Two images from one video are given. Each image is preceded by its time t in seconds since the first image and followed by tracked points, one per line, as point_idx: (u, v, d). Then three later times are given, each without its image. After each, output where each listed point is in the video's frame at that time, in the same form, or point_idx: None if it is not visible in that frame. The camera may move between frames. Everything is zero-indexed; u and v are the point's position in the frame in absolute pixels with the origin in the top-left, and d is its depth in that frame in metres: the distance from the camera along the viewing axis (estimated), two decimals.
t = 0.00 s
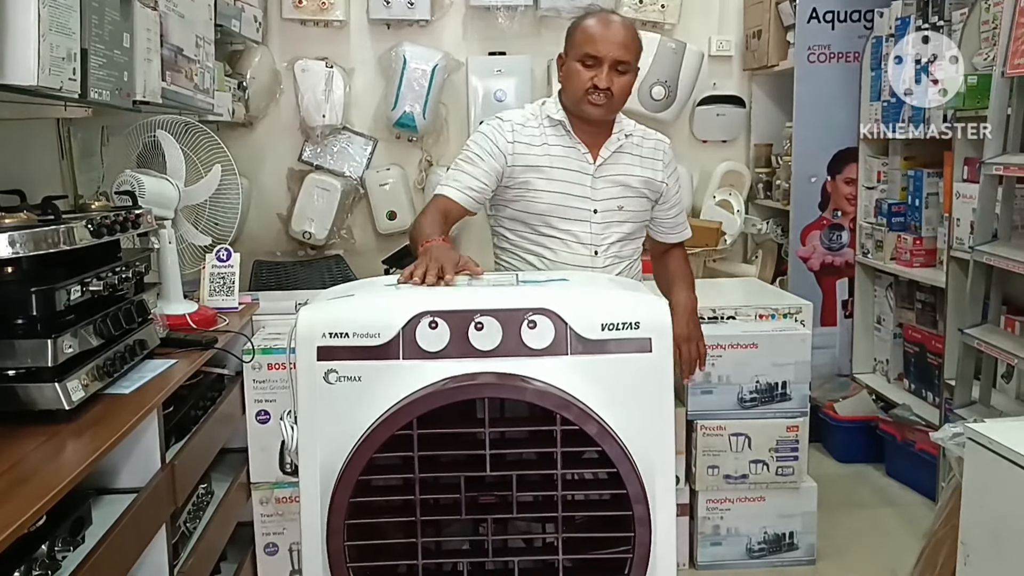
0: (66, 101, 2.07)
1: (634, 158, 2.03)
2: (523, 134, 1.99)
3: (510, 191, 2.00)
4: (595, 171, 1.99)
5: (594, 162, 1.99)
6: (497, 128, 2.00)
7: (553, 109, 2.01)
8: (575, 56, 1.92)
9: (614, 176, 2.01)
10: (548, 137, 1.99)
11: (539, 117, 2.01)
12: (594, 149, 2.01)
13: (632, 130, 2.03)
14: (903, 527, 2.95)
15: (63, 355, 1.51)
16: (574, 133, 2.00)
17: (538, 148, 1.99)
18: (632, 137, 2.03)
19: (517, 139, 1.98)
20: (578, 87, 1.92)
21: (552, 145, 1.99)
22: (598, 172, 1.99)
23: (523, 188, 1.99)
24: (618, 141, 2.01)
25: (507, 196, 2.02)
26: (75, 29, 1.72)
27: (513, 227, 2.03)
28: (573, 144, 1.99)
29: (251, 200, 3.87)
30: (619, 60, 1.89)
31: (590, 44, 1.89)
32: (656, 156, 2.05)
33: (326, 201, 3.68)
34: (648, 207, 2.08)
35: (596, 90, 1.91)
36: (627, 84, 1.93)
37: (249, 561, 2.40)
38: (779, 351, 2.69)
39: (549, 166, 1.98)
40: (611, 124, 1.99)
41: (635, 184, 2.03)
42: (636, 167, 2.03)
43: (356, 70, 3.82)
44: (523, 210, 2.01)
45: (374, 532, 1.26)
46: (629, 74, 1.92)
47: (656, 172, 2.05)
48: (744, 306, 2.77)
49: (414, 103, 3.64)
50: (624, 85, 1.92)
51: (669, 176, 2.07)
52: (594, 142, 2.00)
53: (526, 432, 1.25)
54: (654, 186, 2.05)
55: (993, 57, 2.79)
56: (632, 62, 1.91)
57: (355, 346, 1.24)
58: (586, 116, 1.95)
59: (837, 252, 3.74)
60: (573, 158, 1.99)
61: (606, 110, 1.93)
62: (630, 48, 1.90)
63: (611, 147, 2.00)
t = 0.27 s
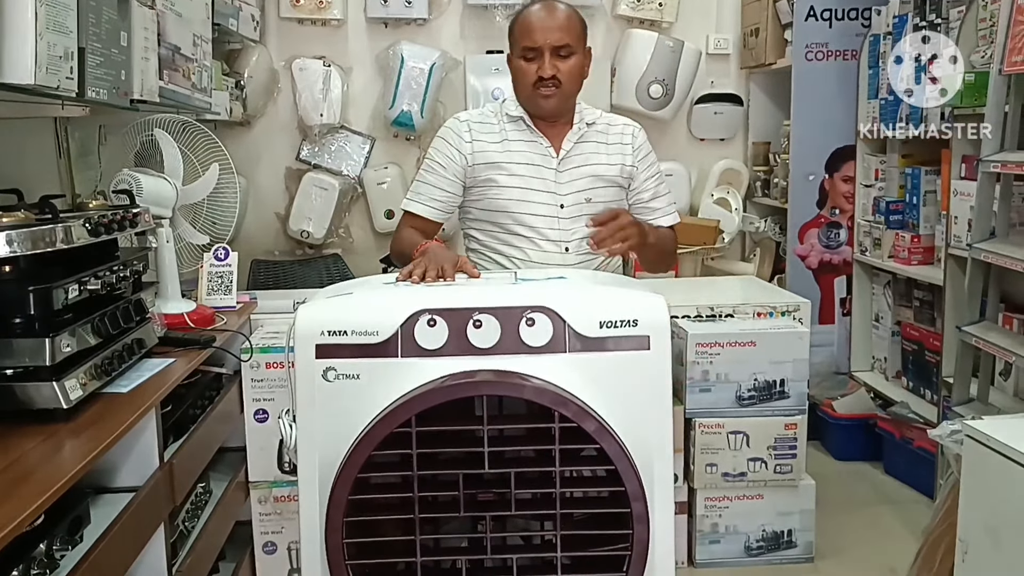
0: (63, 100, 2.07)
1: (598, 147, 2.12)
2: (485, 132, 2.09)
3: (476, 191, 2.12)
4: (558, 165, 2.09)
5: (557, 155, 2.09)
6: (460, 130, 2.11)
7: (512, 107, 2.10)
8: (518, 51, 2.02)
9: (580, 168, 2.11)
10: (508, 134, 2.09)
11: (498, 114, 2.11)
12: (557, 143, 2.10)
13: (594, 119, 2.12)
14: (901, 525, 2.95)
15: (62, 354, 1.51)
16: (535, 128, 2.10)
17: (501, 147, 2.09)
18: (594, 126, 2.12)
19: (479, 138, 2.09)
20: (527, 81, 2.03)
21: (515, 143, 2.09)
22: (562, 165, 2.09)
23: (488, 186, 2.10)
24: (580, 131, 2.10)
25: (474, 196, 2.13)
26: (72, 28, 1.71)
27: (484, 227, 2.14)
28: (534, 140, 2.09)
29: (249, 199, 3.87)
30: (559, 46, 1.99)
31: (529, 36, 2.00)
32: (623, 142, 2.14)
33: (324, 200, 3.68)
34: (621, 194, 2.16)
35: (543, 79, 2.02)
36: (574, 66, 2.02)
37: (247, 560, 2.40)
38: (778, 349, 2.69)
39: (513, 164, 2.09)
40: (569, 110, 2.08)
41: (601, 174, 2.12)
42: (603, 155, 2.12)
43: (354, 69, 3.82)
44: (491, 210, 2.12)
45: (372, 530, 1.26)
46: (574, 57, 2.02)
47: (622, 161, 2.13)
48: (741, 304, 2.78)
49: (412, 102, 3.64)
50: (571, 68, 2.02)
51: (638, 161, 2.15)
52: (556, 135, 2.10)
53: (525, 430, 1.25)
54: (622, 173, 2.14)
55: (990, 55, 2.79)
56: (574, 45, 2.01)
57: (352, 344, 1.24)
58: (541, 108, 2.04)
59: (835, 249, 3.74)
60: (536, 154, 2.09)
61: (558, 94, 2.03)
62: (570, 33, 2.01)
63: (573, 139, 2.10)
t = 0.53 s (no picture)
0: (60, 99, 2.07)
1: (559, 143, 2.12)
2: (443, 144, 2.13)
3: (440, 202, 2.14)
4: (517, 168, 2.11)
5: (515, 158, 2.11)
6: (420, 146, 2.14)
7: (467, 117, 2.13)
8: (464, 58, 2.01)
9: (539, 168, 2.11)
10: (465, 143, 2.12)
11: (456, 123, 2.14)
12: (517, 145, 2.12)
13: (553, 116, 2.12)
14: (899, 523, 2.96)
15: (59, 354, 1.51)
16: (491, 133, 2.11)
17: (460, 157, 2.11)
18: (553, 122, 2.12)
19: (439, 152, 2.12)
20: (477, 89, 2.02)
21: (473, 152, 2.11)
22: (521, 167, 2.10)
23: (449, 198, 2.12)
24: (538, 130, 2.11)
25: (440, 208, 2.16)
26: (69, 28, 1.71)
27: (451, 238, 2.16)
28: (491, 146, 2.11)
29: (247, 198, 3.87)
30: (505, 51, 1.97)
31: (473, 44, 1.98)
32: (584, 135, 2.13)
33: (322, 200, 3.68)
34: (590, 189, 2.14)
35: (493, 87, 2.00)
36: (524, 68, 2.00)
37: (246, 559, 2.40)
38: (776, 347, 2.69)
39: (471, 173, 2.11)
40: (526, 112, 2.08)
41: (564, 171, 2.12)
42: (562, 151, 2.11)
43: (352, 68, 3.82)
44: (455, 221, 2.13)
45: (370, 529, 1.26)
46: (523, 59, 1.99)
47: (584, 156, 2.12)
48: (739, 303, 2.79)
49: (409, 101, 3.64)
50: (521, 72, 2.00)
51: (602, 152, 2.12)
52: (514, 138, 2.12)
53: (522, 429, 1.25)
54: (585, 168, 2.12)
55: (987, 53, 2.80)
56: (521, 47, 1.98)
57: (349, 343, 1.24)
58: (496, 113, 2.04)
59: (833, 248, 3.75)
60: (495, 159, 2.10)
61: (511, 99, 2.02)
62: (518, 36, 1.98)
63: (531, 139, 2.11)
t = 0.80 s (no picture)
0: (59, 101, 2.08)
1: (533, 143, 2.11)
2: (422, 151, 2.19)
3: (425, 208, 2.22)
4: (490, 170, 2.12)
5: (488, 160, 2.13)
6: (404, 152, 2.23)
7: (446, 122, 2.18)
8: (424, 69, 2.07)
9: (513, 169, 2.11)
10: (440, 149, 2.17)
11: (435, 128, 2.20)
12: (492, 147, 2.14)
13: (529, 115, 2.12)
14: (897, 521, 2.96)
15: (58, 354, 1.51)
16: (466, 138, 2.15)
17: (437, 162, 2.17)
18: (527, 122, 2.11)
19: (417, 158, 2.19)
20: (438, 101, 2.07)
21: (450, 157, 2.16)
22: (493, 169, 2.12)
23: (431, 203, 2.19)
24: (511, 131, 2.11)
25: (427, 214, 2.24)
26: (68, 28, 1.72)
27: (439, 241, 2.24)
28: (465, 149, 2.14)
29: (246, 198, 3.87)
30: (458, 59, 2.00)
31: (427, 54, 2.03)
32: (562, 134, 2.10)
33: (321, 200, 3.68)
34: (570, 189, 2.11)
35: (451, 96, 2.04)
36: (479, 74, 2.03)
37: (245, 559, 2.40)
38: (774, 346, 2.69)
39: (447, 178, 2.16)
40: (493, 117, 2.10)
41: (539, 172, 2.10)
42: (538, 151, 2.10)
43: (350, 69, 3.82)
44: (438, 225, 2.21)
45: (369, 528, 1.26)
46: (478, 65, 2.02)
47: (559, 156, 2.10)
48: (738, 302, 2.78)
49: (407, 101, 3.64)
50: (477, 77, 2.02)
51: (580, 151, 2.08)
52: (488, 141, 2.14)
53: (521, 428, 1.25)
54: (562, 168, 2.10)
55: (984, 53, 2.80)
56: (473, 53, 2.01)
57: (348, 343, 1.24)
58: (461, 121, 2.08)
59: (831, 247, 3.75)
60: (469, 162, 2.14)
61: (472, 106, 2.05)
62: (470, 42, 2.01)
63: (504, 141, 2.11)
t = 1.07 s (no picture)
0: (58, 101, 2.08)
1: (530, 145, 2.10)
2: (420, 148, 2.21)
3: (422, 205, 2.24)
4: (484, 170, 2.12)
5: (484, 160, 2.13)
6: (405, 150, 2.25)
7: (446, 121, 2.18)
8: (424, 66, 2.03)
9: (508, 170, 2.11)
10: (438, 147, 2.18)
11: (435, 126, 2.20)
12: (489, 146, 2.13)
13: (527, 117, 2.10)
14: (895, 520, 2.97)
15: (57, 354, 1.51)
16: (464, 136, 2.14)
17: (434, 161, 2.18)
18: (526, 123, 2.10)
19: (416, 157, 2.21)
20: (439, 98, 2.04)
21: (447, 155, 2.17)
22: (489, 169, 2.12)
23: (427, 201, 2.22)
24: (509, 132, 2.11)
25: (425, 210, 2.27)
26: (66, 29, 1.72)
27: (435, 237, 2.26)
28: (462, 149, 2.15)
29: (244, 198, 3.87)
30: (459, 57, 1.97)
31: (428, 51, 1.99)
32: (560, 137, 2.09)
33: (319, 200, 3.69)
34: (564, 193, 2.10)
35: (451, 94, 2.01)
36: (480, 72, 1.99)
37: (244, 559, 2.41)
38: (772, 344, 2.69)
39: (442, 176, 2.17)
40: (493, 116, 2.08)
41: (533, 174, 2.10)
42: (534, 152, 2.09)
43: (348, 69, 3.83)
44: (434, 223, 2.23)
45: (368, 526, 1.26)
46: (480, 63, 1.99)
47: (555, 158, 2.09)
48: (735, 301, 2.81)
49: (406, 101, 3.65)
50: (478, 75, 1.99)
51: (577, 155, 2.06)
52: (485, 140, 2.12)
53: (519, 426, 1.26)
54: (557, 171, 2.09)
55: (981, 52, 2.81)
56: (475, 52, 1.97)
57: (346, 342, 1.24)
58: (461, 120, 2.05)
59: (828, 246, 3.76)
60: (465, 162, 2.14)
61: (472, 104, 2.02)
62: (472, 40, 1.97)
63: (501, 142, 2.11)
